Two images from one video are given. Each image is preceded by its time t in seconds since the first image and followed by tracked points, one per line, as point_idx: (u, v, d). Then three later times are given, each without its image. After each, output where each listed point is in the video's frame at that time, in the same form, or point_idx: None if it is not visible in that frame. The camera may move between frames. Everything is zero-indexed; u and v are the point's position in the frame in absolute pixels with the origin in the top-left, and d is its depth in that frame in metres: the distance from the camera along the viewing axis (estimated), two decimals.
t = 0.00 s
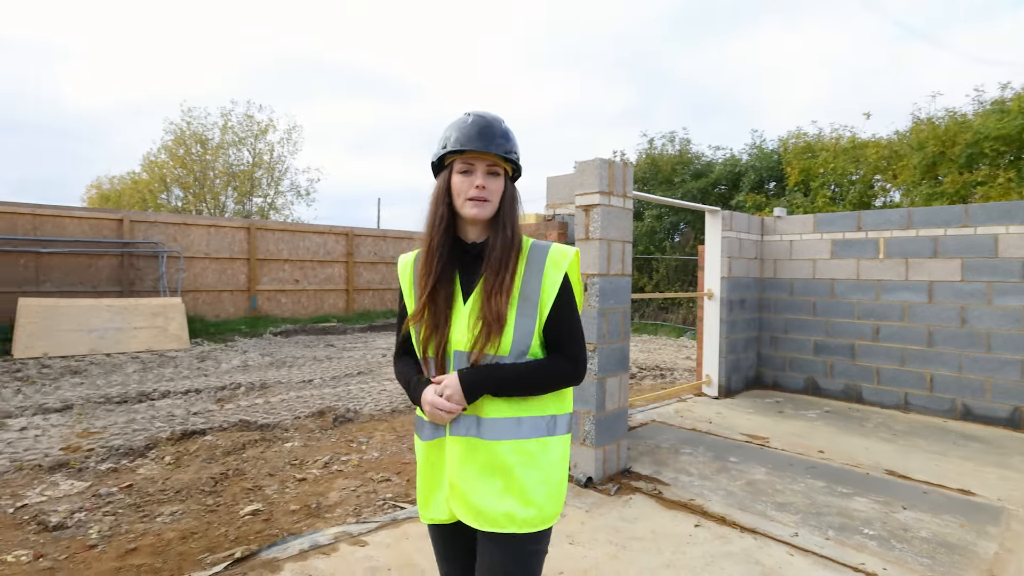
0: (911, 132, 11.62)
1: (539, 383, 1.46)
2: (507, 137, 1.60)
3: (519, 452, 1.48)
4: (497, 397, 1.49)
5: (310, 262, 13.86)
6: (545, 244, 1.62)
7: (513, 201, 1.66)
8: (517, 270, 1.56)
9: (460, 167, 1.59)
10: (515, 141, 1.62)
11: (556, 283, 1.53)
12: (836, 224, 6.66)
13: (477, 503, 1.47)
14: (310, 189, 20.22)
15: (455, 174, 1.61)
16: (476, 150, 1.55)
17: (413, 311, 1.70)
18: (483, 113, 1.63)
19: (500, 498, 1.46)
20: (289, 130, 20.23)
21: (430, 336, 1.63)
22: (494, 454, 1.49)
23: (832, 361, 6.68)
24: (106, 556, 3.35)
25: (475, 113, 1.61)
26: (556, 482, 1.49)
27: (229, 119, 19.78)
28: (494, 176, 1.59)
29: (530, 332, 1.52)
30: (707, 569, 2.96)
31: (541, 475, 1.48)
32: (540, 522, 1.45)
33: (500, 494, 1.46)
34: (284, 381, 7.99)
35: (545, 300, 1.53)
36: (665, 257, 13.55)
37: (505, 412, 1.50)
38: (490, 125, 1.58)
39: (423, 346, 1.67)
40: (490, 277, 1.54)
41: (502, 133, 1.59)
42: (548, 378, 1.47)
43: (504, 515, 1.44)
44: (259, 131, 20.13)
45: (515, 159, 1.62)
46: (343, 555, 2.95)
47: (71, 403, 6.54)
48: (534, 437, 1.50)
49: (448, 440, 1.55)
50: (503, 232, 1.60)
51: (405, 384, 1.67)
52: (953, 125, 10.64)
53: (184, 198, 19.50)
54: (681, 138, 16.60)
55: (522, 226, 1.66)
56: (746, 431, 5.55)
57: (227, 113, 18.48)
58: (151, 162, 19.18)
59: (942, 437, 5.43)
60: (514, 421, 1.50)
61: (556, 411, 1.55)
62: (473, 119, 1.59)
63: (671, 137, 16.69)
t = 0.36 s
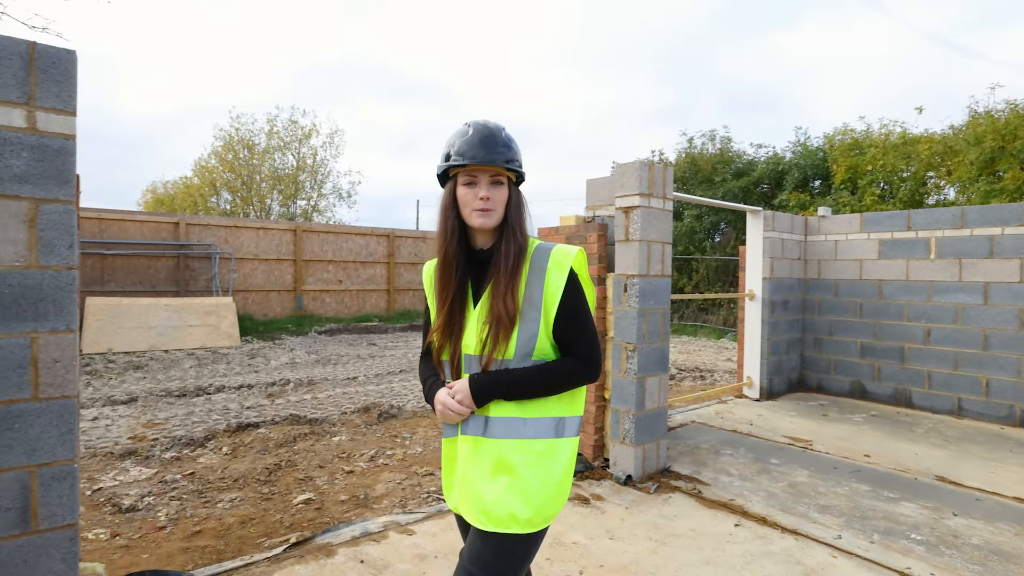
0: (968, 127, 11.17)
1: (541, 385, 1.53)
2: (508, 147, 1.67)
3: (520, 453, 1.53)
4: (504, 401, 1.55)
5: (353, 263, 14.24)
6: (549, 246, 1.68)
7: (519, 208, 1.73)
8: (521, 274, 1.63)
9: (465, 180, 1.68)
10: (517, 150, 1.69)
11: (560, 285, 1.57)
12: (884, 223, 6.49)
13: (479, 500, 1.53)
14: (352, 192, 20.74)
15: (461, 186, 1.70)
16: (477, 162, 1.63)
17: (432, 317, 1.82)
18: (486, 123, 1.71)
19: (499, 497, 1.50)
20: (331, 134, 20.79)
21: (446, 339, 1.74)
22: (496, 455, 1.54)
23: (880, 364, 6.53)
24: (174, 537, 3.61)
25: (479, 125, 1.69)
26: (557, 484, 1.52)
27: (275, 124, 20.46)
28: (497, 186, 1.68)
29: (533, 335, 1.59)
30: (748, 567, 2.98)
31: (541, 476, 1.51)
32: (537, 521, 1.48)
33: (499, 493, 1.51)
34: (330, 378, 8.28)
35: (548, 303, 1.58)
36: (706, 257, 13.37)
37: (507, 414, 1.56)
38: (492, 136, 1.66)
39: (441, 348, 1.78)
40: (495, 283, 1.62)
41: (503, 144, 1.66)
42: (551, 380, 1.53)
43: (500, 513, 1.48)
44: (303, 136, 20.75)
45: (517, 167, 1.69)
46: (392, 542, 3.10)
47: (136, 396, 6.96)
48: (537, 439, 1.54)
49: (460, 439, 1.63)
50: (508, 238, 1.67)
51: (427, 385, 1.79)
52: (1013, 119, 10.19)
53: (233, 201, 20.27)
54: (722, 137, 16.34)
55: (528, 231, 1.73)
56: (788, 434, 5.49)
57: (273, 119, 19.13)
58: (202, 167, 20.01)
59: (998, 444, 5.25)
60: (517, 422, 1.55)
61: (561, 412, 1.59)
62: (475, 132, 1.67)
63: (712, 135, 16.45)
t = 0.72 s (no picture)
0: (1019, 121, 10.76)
1: (487, 401, 1.40)
2: (512, 146, 1.59)
3: (468, 471, 1.42)
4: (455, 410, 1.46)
5: (387, 264, 14.53)
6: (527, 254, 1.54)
7: (511, 212, 1.63)
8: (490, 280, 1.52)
9: (460, 172, 1.63)
10: (521, 150, 1.61)
11: (520, 296, 1.43)
12: (927, 222, 6.33)
13: (433, 509, 1.49)
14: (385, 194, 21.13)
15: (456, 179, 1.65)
16: (472, 158, 1.57)
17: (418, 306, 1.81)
18: (496, 122, 1.65)
19: (448, 512, 1.44)
20: (365, 137, 21.22)
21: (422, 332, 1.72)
22: (448, 468, 1.46)
23: (923, 367, 6.37)
24: (226, 523, 3.81)
25: (485, 121, 1.64)
26: (508, 511, 1.40)
27: (311, 128, 20.99)
28: (489, 184, 1.60)
29: (487, 344, 1.47)
30: (783, 567, 2.99)
31: (490, 499, 1.40)
32: (482, 547, 1.40)
33: (449, 508, 1.44)
34: (367, 376, 8.50)
35: (507, 314, 1.45)
36: (740, 257, 13.20)
37: (462, 425, 1.46)
38: (493, 134, 1.59)
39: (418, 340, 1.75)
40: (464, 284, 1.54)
41: (507, 142, 1.59)
42: (496, 398, 1.40)
43: (449, 529, 1.43)
44: (338, 139, 21.24)
45: (517, 167, 1.60)
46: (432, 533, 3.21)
47: (185, 391, 7.29)
48: (489, 458, 1.42)
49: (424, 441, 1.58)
50: (489, 240, 1.58)
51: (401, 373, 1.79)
52: None
53: (271, 204, 20.89)
54: (757, 135, 16.09)
55: (515, 237, 1.62)
56: (826, 436, 5.42)
57: (309, 124, 19.64)
58: (242, 171, 20.68)
59: None
60: (470, 436, 1.45)
61: (523, 432, 1.45)
62: (478, 126, 1.62)
63: (747, 133, 16.21)
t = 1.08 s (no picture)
0: None
1: (473, 399, 1.39)
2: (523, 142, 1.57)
3: (452, 465, 1.43)
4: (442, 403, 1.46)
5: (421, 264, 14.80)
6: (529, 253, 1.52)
7: (518, 209, 1.61)
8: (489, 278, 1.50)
9: (468, 163, 1.59)
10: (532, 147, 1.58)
11: (521, 297, 1.41)
12: (971, 221, 6.18)
13: (418, 498, 1.51)
14: (418, 196, 21.50)
15: (463, 169, 1.61)
16: (483, 150, 1.54)
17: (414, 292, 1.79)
18: (511, 113, 1.62)
19: (434, 502, 1.46)
20: (398, 140, 21.65)
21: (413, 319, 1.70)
22: (434, 461, 1.47)
23: (966, 368, 6.24)
24: (276, 508, 4.04)
25: (500, 111, 1.61)
26: (493, 506, 1.40)
27: (346, 132, 21.52)
28: (498, 180, 1.57)
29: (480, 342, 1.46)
30: (815, 562, 3.04)
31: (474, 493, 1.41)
32: (467, 539, 1.41)
33: (435, 499, 1.46)
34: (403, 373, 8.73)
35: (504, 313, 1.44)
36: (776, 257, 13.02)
37: (448, 420, 1.47)
38: (506, 126, 1.57)
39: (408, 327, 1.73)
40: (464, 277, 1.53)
41: (518, 138, 1.56)
42: (485, 398, 1.39)
43: (436, 518, 1.46)
44: (371, 142, 21.72)
45: (526, 165, 1.58)
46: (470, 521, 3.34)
47: (232, 386, 7.64)
48: (473, 454, 1.42)
49: (407, 432, 1.59)
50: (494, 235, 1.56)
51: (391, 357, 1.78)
52: None
53: (307, 206, 21.47)
54: (793, 132, 15.83)
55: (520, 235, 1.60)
56: (862, 437, 5.38)
57: (344, 128, 20.14)
58: (280, 174, 21.34)
59: None
60: (454, 431, 1.45)
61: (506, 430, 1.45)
62: (492, 116, 1.59)
63: (782, 131, 15.97)
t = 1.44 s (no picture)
0: None
1: (520, 393, 1.47)
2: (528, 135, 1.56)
3: (493, 454, 1.49)
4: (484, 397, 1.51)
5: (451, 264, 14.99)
6: (559, 248, 1.58)
7: (536, 201, 1.61)
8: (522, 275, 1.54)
9: (476, 164, 1.60)
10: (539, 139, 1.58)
11: (558, 295, 1.49)
12: (1015, 219, 6.03)
13: (449, 484, 1.51)
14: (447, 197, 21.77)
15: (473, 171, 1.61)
16: (490, 149, 1.54)
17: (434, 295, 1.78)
18: (511, 105, 1.61)
19: (471, 487, 1.49)
20: (428, 142, 21.95)
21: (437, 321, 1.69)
22: (472, 449, 1.50)
23: (1009, 370, 6.09)
24: (320, 497, 4.22)
25: (500, 107, 1.60)
26: (531, 492, 1.48)
27: (376, 134, 21.93)
28: (508, 177, 1.58)
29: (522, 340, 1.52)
30: (850, 558, 3.06)
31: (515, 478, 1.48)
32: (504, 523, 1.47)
33: (472, 484, 1.49)
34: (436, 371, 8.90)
35: (544, 309, 1.50)
36: (810, 257, 12.81)
37: (486, 410, 1.51)
38: (510, 122, 1.56)
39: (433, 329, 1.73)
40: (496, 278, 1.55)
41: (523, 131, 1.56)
42: (531, 390, 1.47)
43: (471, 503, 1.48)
44: (401, 144, 22.08)
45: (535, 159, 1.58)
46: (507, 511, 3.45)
47: (273, 381, 7.92)
48: (514, 442, 1.49)
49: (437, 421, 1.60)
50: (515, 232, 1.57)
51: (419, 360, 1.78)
52: None
53: (339, 208, 21.93)
54: (828, 130, 15.55)
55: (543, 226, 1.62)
56: (900, 439, 5.31)
57: (375, 131, 20.53)
58: (312, 177, 21.87)
59: None
60: (494, 422, 1.50)
61: (543, 420, 1.53)
62: (494, 114, 1.58)
63: (817, 129, 15.70)
